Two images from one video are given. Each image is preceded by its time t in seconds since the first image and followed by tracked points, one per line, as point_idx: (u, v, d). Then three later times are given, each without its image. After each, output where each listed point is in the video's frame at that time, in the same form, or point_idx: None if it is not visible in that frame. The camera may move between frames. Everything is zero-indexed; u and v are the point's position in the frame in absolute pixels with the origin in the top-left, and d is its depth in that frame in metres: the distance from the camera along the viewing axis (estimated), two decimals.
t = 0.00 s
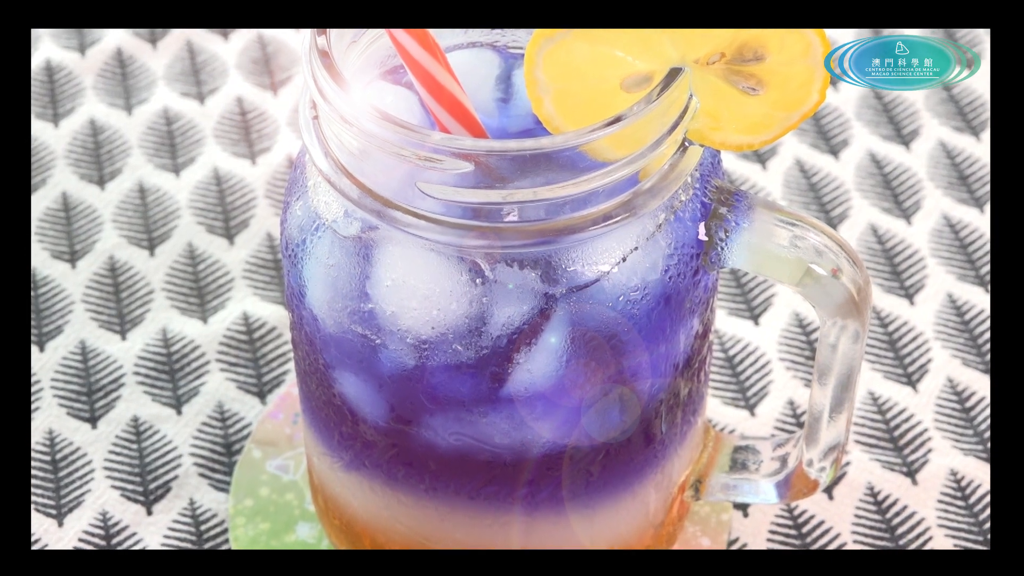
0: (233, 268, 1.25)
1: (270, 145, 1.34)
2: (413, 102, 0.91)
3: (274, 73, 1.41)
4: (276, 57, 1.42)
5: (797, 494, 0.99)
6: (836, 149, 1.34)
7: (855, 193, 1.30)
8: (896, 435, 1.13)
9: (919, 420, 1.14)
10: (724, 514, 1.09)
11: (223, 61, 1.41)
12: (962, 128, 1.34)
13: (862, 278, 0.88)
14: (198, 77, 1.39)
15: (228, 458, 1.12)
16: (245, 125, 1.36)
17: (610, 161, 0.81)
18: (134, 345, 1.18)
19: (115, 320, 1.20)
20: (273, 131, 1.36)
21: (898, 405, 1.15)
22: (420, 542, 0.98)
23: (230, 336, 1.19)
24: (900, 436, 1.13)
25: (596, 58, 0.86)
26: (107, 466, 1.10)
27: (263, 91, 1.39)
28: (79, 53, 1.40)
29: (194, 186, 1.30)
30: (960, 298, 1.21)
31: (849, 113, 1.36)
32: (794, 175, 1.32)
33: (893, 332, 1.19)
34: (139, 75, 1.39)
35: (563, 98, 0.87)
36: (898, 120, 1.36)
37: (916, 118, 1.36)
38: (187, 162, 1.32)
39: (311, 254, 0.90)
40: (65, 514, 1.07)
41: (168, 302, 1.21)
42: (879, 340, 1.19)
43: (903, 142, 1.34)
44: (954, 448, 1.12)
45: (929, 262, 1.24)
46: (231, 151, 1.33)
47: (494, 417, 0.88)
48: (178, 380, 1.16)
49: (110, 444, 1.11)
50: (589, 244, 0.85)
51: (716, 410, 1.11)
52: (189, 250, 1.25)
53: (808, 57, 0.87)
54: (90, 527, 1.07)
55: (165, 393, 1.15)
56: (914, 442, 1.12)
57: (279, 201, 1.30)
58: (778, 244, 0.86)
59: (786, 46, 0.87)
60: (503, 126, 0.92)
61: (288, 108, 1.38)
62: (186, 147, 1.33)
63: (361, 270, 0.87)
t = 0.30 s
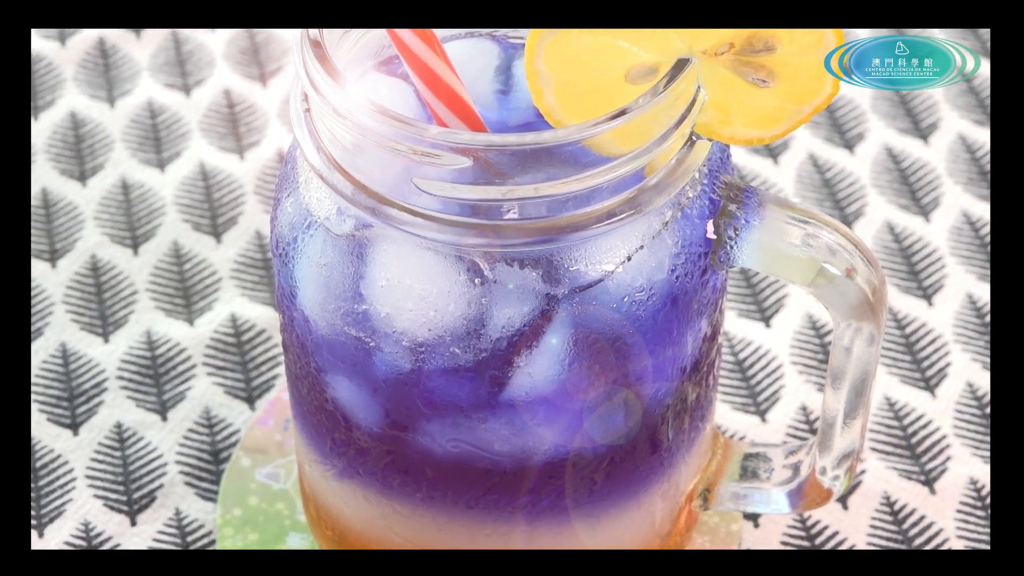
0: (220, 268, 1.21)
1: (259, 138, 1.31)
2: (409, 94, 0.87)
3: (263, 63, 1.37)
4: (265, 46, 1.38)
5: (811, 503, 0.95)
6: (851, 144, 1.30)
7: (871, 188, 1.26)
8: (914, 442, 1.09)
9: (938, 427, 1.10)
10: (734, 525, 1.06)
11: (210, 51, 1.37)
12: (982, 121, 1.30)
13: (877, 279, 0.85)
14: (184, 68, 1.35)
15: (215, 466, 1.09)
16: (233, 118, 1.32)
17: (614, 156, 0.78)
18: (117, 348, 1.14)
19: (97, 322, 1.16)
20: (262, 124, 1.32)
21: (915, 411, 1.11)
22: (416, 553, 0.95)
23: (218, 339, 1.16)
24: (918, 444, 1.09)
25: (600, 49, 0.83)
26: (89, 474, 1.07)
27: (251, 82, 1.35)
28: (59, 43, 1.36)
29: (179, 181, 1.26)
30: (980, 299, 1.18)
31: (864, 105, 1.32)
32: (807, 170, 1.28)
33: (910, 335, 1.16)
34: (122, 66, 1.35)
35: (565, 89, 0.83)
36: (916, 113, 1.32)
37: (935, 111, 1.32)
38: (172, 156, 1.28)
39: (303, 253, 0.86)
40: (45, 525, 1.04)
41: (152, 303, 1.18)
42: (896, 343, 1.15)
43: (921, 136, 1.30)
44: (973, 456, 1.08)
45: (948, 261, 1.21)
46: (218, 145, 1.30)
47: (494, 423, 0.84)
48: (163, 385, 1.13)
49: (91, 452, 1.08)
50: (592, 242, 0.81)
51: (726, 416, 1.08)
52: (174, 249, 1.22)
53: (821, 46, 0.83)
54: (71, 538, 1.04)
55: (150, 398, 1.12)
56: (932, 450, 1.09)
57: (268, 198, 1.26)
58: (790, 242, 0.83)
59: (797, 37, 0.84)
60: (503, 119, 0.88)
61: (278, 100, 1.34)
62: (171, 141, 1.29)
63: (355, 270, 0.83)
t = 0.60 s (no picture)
0: (206, 267, 1.18)
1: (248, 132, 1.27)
2: (404, 85, 0.83)
3: (251, 53, 1.33)
4: (254, 36, 1.34)
5: (823, 513, 0.91)
6: (866, 137, 1.26)
7: (888, 184, 1.23)
8: (931, 449, 1.06)
9: (957, 434, 1.07)
10: (744, 536, 1.03)
11: (196, 40, 1.33)
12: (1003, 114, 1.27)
13: (893, 278, 0.81)
14: (168, 58, 1.32)
15: (202, 474, 1.05)
16: (221, 110, 1.29)
17: (619, 150, 0.74)
18: (98, 351, 1.11)
19: (78, 324, 1.13)
20: (250, 117, 1.28)
21: (933, 416, 1.08)
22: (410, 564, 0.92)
23: (203, 342, 1.13)
24: (936, 451, 1.06)
25: (604, 39, 0.80)
26: (70, 483, 1.04)
27: (239, 73, 1.31)
28: (38, 33, 1.32)
29: (163, 176, 1.23)
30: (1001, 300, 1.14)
31: (880, 97, 1.29)
32: (821, 164, 1.25)
33: (928, 337, 1.12)
34: (103, 56, 1.31)
35: (568, 80, 0.80)
36: (935, 106, 1.28)
37: (954, 103, 1.28)
38: (156, 150, 1.25)
39: (293, 252, 0.82)
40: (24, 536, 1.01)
41: (135, 304, 1.14)
42: (913, 346, 1.12)
43: (939, 130, 1.26)
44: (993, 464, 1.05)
45: (968, 260, 1.17)
46: (204, 139, 1.26)
47: (492, 429, 0.81)
48: (147, 390, 1.09)
49: (72, 460, 1.05)
50: (595, 240, 0.78)
51: (735, 421, 1.05)
52: (158, 248, 1.18)
53: (834, 38, 0.81)
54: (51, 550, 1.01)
55: (133, 403, 1.08)
56: (951, 457, 1.05)
57: (257, 194, 1.23)
58: (802, 241, 0.79)
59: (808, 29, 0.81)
60: (502, 112, 0.84)
61: (266, 91, 1.30)
62: (154, 134, 1.26)
63: (347, 269, 0.80)
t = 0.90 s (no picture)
0: (192, 266, 1.14)
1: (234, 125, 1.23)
2: (400, 77, 0.80)
3: (239, 43, 1.29)
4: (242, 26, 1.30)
5: (836, 523, 0.88)
6: (883, 130, 1.22)
7: (907, 180, 1.19)
8: (950, 457, 1.03)
9: (978, 440, 1.03)
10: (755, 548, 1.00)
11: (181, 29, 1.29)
12: None
13: (910, 278, 0.77)
14: (152, 47, 1.28)
15: (187, 483, 1.02)
16: (207, 101, 1.25)
17: (624, 144, 0.71)
18: (79, 354, 1.08)
19: (57, 326, 1.09)
20: (238, 110, 1.24)
21: (952, 421, 1.05)
22: None
23: (189, 344, 1.09)
24: (955, 459, 1.03)
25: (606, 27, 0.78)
26: (50, 492, 1.00)
27: (225, 63, 1.27)
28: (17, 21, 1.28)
29: (146, 170, 1.19)
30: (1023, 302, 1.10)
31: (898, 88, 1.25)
32: (836, 158, 1.21)
33: (947, 339, 1.09)
34: (84, 45, 1.27)
35: (570, 71, 0.76)
36: (955, 97, 1.24)
37: (975, 94, 1.24)
38: (139, 144, 1.21)
39: (283, 251, 0.79)
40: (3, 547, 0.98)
41: (118, 305, 1.11)
42: (933, 349, 1.09)
43: (960, 122, 1.22)
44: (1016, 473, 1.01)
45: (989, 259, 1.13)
46: (190, 132, 1.22)
47: (492, 436, 0.77)
48: (130, 395, 1.06)
49: (52, 468, 1.02)
50: (599, 238, 0.74)
51: (747, 428, 1.01)
52: (142, 245, 1.15)
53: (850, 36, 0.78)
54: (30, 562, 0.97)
55: (115, 408, 1.05)
56: (971, 465, 1.02)
57: (245, 189, 1.19)
58: (816, 239, 0.76)
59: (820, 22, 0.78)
60: (502, 105, 0.80)
61: (255, 81, 1.27)
62: (137, 127, 1.22)
63: (340, 268, 0.76)
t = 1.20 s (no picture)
0: (176, 265, 1.11)
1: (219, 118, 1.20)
2: (393, 66, 0.76)
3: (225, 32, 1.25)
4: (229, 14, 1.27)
5: (851, 534, 0.85)
6: (901, 123, 1.18)
7: (925, 175, 1.15)
8: (971, 466, 1.00)
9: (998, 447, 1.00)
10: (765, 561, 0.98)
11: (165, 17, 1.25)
12: None
13: (927, 278, 0.74)
14: (133, 36, 1.24)
15: (172, 492, 0.99)
16: (191, 92, 1.21)
17: (627, 139, 0.68)
18: (59, 357, 1.04)
19: (35, 328, 1.06)
20: (224, 101, 1.21)
21: (972, 427, 1.02)
22: None
23: (173, 346, 1.06)
24: (976, 467, 1.00)
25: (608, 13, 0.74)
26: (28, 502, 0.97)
27: (210, 52, 1.23)
28: None
29: (127, 165, 1.16)
30: None
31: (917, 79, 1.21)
32: (851, 152, 1.17)
33: (968, 342, 1.06)
34: (64, 35, 1.24)
35: (573, 62, 0.73)
36: (976, 88, 1.20)
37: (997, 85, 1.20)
38: (120, 137, 1.18)
39: (272, 249, 0.75)
40: None
41: (98, 306, 1.07)
42: (953, 352, 1.05)
43: (980, 114, 1.18)
44: None
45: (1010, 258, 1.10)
46: (173, 124, 1.19)
47: (490, 443, 0.74)
48: (111, 400, 1.03)
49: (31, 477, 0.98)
50: (603, 235, 0.71)
51: (757, 434, 0.99)
52: (123, 243, 1.11)
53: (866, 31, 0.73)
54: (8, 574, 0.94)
55: (96, 414, 1.02)
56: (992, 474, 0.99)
57: (231, 184, 1.16)
58: (829, 237, 0.73)
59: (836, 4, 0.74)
60: (502, 96, 0.78)
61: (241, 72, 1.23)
62: (118, 119, 1.19)
63: (332, 267, 0.73)
